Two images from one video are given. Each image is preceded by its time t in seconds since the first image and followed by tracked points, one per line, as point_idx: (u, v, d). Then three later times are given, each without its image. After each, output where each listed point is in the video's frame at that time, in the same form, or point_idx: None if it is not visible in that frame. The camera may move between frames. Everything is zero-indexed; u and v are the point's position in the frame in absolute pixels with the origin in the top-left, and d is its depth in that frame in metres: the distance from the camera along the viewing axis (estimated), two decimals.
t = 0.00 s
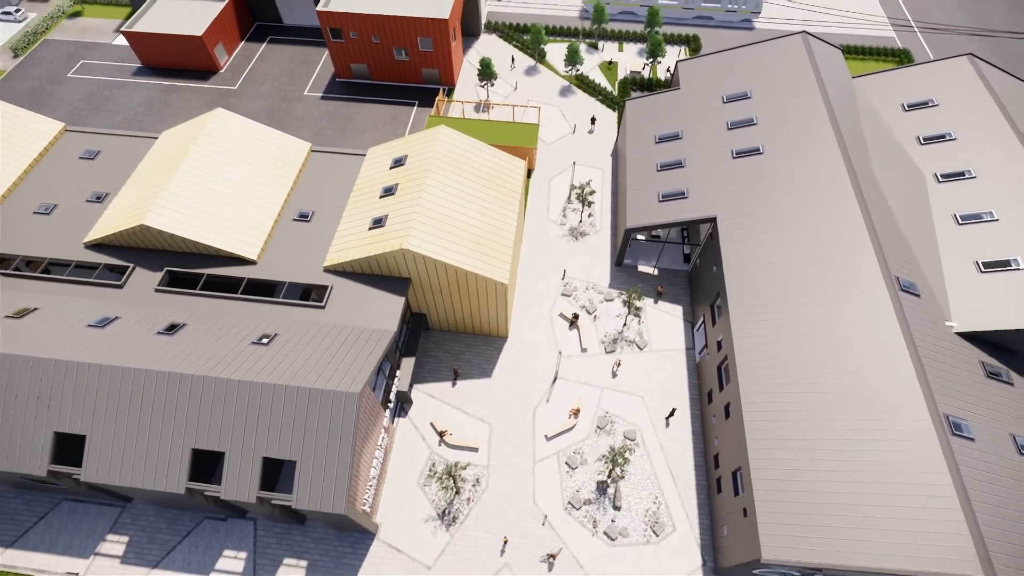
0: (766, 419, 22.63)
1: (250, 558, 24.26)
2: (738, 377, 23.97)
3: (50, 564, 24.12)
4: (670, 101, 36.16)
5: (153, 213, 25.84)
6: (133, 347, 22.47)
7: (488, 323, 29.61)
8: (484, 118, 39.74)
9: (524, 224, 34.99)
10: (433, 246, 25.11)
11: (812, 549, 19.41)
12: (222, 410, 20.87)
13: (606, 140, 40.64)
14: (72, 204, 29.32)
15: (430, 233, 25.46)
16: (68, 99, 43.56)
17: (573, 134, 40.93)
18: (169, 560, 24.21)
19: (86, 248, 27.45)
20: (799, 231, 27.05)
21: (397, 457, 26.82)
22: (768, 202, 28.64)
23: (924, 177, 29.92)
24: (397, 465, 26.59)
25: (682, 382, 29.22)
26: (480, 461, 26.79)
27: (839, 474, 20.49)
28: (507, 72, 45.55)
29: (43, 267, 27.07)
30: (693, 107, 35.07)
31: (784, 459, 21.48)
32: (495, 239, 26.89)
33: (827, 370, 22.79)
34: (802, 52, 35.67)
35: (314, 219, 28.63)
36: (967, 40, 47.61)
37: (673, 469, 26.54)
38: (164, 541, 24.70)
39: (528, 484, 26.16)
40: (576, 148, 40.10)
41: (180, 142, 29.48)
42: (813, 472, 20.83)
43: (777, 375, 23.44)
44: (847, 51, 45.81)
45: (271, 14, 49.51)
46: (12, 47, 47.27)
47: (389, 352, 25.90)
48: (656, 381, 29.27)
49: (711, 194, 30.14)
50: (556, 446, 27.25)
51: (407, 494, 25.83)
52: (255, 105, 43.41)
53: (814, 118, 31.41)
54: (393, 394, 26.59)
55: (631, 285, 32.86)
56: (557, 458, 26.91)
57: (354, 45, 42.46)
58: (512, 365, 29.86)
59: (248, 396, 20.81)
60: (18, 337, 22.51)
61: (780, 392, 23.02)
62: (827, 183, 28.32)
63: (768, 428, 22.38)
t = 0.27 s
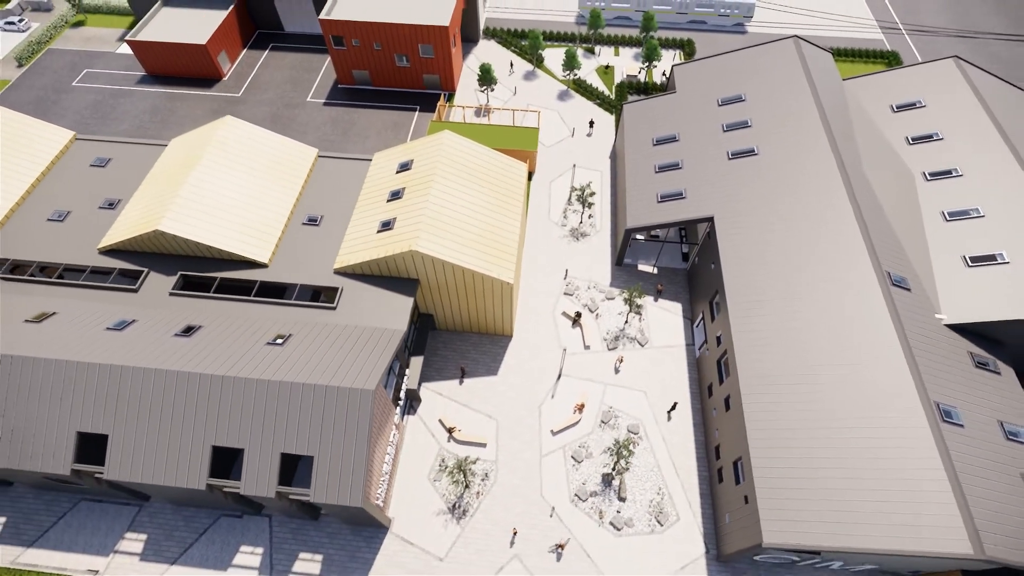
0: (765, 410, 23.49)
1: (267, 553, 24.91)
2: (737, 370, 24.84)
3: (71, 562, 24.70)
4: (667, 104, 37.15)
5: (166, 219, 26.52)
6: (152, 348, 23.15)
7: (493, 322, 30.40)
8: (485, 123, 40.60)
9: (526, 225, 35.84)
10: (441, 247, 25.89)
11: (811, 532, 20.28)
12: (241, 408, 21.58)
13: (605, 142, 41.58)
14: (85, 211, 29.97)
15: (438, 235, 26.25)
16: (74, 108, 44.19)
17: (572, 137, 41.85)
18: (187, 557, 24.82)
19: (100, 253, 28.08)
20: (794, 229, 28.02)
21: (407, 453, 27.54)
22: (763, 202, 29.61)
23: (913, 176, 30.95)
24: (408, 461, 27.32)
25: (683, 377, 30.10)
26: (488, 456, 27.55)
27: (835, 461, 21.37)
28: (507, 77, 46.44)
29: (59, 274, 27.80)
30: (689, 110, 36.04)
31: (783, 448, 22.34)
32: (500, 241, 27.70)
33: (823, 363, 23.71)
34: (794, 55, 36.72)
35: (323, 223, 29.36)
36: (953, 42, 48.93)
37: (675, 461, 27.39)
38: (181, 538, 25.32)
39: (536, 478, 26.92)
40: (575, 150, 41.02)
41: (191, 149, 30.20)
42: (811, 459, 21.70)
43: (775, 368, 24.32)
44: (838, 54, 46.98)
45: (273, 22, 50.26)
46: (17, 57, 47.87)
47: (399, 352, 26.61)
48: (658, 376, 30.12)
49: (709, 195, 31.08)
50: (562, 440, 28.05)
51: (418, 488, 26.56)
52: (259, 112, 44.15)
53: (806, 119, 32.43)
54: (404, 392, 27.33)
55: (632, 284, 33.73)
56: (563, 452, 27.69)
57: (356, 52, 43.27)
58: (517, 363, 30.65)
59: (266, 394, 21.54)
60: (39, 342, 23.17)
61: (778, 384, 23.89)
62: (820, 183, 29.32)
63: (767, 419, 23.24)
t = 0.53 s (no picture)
0: (764, 401, 24.36)
1: (282, 548, 25.58)
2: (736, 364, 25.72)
3: (90, 560, 25.29)
4: (663, 107, 38.12)
5: (180, 224, 27.22)
6: (169, 350, 23.81)
7: (498, 321, 31.19)
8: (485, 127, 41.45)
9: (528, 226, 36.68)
10: (448, 248, 26.67)
11: (810, 517, 21.16)
12: (258, 406, 22.33)
13: (603, 145, 42.52)
14: (96, 218, 30.60)
15: (444, 236, 27.04)
16: (79, 116, 44.80)
17: (571, 140, 42.78)
18: (205, 553, 25.46)
19: (113, 258, 28.71)
20: (788, 227, 28.99)
21: (417, 449, 28.27)
22: (759, 201, 30.56)
23: (902, 174, 31.99)
24: (417, 456, 28.06)
25: (683, 372, 30.97)
26: (496, 451, 28.32)
27: (832, 449, 22.25)
28: (506, 81, 47.35)
29: (74, 279, 28.45)
30: (685, 113, 37.02)
31: (781, 437, 23.22)
32: (504, 241, 28.53)
33: (818, 355, 24.62)
34: (785, 58, 37.78)
35: (331, 226, 30.10)
36: (939, 44, 50.26)
37: (677, 452, 28.24)
38: (198, 535, 25.94)
39: (542, 472, 27.70)
40: (574, 153, 41.93)
41: (201, 156, 30.91)
42: (809, 447, 22.59)
43: (773, 361, 25.21)
44: (828, 56, 48.17)
45: (274, 30, 50.99)
46: (20, 66, 48.43)
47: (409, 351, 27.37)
48: (659, 371, 30.99)
49: (705, 195, 32.01)
50: (567, 435, 28.84)
51: (429, 483, 27.31)
52: (262, 119, 44.87)
53: (798, 121, 33.45)
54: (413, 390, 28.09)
55: (633, 282, 34.62)
56: (568, 446, 28.49)
57: (357, 59, 44.06)
58: (522, 360, 31.43)
59: (283, 392, 22.30)
60: (58, 345, 23.79)
61: (775, 376, 24.77)
62: (813, 182, 30.31)
63: (766, 410, 24.10)
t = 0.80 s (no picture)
0: (762, 393, 25.21)
1: (297, 544, 26.22)
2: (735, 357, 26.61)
3: (109, 559, 25.83)
4: (659, 110, 39.11)
5: (192, 229, 27.88)
6: (186, 351, 24.49)
7: (502, 320, 31.98)
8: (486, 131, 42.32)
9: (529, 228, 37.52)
10: (454, 249, 27.43)
11: (808, 502, 22.01)
12: (274, 404, 23.05)
13: (600, 147, 43.48)
14: (107, 224, 31.17)
15: (451, 237, 27.80)
16: (83, 125, 45.35)
17: (569, 143, 43.71)
18: (221, 549, 26.05)
19: (127, 263, 29.33)
20: (783, 225, 29.97)
21: (426, 446, 29.00)
22: (754, 200, 31.54)
23: (891, 172, 33.08)
24: (426, 452, 28.79)
25: (683, 367, 31.87)
26: (503, 445, 29.09)
27: (828, 437, 23.15)
28: (504, 86, 48.26)
29: (87, 283, 28.78)
30: (680, 115, 38.01)
31: (780, 426, 24.08)
32: (508, 242, 29.33)
33: (814, 347, 25.57)
34: (777, 61, 38.85)
35: (338, 229, 30.86)
36: (926, 45, 51.58)
37: (679, 444, 29.09)
38: (213, 533, 26.53)
39: (548, 465, 28.48)
40: (572, 155, 42.87)
41: (210, 162, 31.58)
42: (806, 436, 23.47)
43: (770, 354, 26.11)
44: (818, 58, 49.37)
45: (274, 37, 51.70)
46: (23, 76, 48.93)
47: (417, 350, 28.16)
48: (660, 367, 31.85)
49: (702, 195, 32.94)
50: (572, 429, 29.65)
51: (438, 477, 28.04)
52: (265, 125, 45.54)
53: (791, 122, 34.48)
54: (421, 388, 28.85)
55: (633, 281, 35.54)
56: (573, 440, 29.29)
57: (358, 65, 44.84)
58: (526, 358, 32.26)
59: (298, 390, 23.02)
60: (77, 348, 24.42)
61: (772, 368, 25.67)
62: (805, 181, 31.32)
63: (764, 400, 24.96)
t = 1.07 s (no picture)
0: (760, 385, 26.10)
1: (310, 539, 26.86)
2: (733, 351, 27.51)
3: (126, 557, 26.37)
4: (655, 112, 40.09)
5: (203, 234, 28.55)
6: (201, 352, 25.17)
7: (506, 319, 32.77)
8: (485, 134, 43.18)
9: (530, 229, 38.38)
10: (460, 250, 28.22)
11: (807, 487, 22.87)
12: (289, 402, 23.75)
13: (598, 149, 44.43)
14: (117, 230, 31.77)
15: (456, 239, 28.58)
16: (87, 133, 45.88)
17: (567, 145, 44.64)
18: (236, 546, 26.63)
19: (138, 268, 29.95)
20: (777, 223, 30.95)
21: (434, 442, 29.72)
22: (748, 199, 32.54)
23: (880, 170, 34.16)
24: (435, 448, 29.50)
25: (682, 362, 32.75)
26: (509, 440, 29.84)
27: (824, 425, 24.05)
28: (502, 90, 49.17)
29: (98, 288, 29.45)
30: (676, 117, 38.98)
31: (778, 416, 24.95)
32: (511, 243, 30.13)
33: (808, 340, 26.52)
34: (768, 63, 39.93)
35: (345, 232, 31.60)
36: (913, 46, 52.87)
37: (680, 436, 29.95)
38: (228, 530, 27.12)
39: (554, 459, 29.26)
40: (570, 157, 43.80)
41: (219, 168, 32.28)
42: (803, 425, 24.38)
43: (766, 347, 27.02)
44: (809, 60, 50.54)
45: (274, 44, 52.41)
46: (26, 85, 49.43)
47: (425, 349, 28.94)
48: (660, 362, 32.72)
49: (698, 195, 33.89)
50: (576, 423, 30.44)
51: (447, 472, 28.75)
52: (267, 131, 46.23)
53: (783, 122, 35.52)
54: (429, 385, 29.59)
55: (633, 279, 36.42)
56: (577, 434, 30.08)
57: (359, 72, 45.63)
58: (530, 355, 33.06)
59: (312, 388, 23.74)
60: (94, 350, 25.04)
61: (769, 361, 26.59)
62: (798, 180, 32.34)
63: (762, 392, 25.84)
